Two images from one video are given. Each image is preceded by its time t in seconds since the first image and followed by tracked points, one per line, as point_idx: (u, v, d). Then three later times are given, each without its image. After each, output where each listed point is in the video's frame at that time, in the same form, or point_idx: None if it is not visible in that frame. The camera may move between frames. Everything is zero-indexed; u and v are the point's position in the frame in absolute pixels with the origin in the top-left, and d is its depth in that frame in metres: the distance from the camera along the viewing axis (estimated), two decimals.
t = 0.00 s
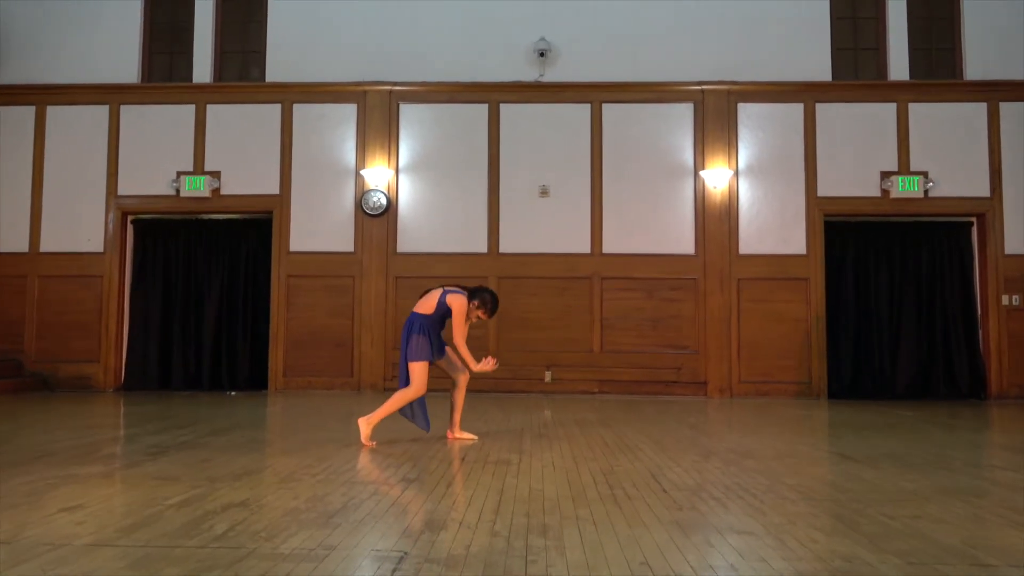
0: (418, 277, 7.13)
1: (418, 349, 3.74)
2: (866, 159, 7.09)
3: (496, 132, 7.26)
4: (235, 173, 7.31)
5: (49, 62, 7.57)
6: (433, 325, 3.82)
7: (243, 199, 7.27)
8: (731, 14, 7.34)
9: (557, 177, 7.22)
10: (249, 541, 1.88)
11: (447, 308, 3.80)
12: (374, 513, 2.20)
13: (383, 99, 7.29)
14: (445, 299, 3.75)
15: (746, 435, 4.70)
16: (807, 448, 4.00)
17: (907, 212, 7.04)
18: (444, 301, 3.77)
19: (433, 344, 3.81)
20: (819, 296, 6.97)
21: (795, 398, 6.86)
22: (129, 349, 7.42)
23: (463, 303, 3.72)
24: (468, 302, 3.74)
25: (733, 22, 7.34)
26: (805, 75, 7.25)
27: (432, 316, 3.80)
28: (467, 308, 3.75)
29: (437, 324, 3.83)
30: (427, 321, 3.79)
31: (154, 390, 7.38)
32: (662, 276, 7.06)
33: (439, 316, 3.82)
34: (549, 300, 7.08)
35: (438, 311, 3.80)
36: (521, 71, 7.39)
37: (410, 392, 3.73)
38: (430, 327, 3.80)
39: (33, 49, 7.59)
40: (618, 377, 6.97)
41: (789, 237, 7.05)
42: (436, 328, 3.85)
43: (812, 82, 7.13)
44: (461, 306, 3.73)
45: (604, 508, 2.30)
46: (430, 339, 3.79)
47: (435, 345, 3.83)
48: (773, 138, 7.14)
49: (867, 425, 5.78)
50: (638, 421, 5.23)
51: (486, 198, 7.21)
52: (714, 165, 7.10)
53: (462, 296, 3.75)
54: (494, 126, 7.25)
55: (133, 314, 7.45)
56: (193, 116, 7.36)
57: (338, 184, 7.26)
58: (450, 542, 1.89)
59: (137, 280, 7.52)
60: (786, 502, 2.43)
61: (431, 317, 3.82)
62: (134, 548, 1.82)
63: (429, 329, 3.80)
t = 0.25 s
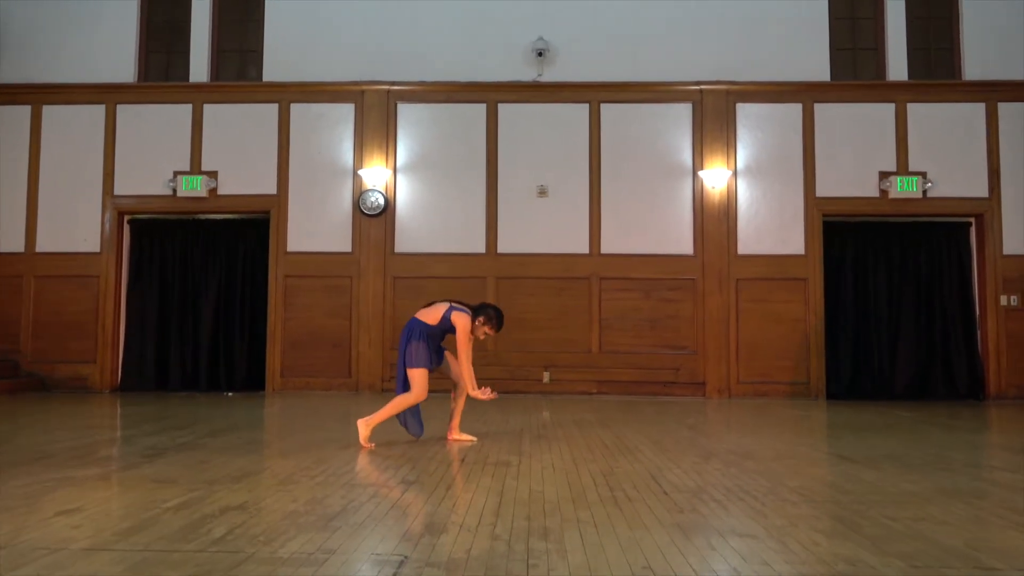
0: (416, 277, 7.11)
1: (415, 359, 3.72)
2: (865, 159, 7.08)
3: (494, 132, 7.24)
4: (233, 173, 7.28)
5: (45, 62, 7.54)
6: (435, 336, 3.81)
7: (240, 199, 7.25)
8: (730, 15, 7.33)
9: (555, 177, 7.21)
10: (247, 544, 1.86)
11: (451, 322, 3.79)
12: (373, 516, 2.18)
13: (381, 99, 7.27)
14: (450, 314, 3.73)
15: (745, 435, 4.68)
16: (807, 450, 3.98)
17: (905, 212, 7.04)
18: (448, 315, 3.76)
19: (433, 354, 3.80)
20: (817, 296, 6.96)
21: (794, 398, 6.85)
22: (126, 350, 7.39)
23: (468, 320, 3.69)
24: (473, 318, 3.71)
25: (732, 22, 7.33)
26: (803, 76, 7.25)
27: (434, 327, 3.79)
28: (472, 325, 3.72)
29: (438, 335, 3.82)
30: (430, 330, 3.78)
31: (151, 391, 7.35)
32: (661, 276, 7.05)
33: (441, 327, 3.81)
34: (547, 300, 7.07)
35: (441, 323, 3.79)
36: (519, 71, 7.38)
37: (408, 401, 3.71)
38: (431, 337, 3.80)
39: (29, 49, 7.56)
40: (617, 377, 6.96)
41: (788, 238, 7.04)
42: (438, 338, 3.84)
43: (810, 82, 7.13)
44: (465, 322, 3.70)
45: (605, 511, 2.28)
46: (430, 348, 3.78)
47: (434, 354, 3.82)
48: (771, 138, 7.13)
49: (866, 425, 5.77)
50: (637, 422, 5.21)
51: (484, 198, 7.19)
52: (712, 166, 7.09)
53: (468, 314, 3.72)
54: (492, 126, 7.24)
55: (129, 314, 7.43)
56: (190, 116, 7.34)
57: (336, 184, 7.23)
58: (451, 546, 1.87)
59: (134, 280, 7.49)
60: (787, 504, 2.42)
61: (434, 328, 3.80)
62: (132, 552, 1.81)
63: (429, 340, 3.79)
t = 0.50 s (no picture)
0: (415, 278, 7.19)
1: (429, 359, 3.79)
2: (859, 162, 7.18)
3: (493, 134, 7.32)
4: (234, 175, 7.36)
5: (48, 65, 7.60)
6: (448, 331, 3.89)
7: (241, 201, 7.32)
8: (726, 19, 7.43)
9: (554, 179, 7.29)
10: (261, 533, 1.94)
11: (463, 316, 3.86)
12: (380, 507, 2.26)
13: (381, 102, 7.35)
14: (462, 307, 3.81)
15: (741, 433, 4.77)
16: (801, 447, 4.07)
17: (899, 214, 7.13)
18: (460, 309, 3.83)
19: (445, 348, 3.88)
20: (812, 297, 7.05)
21: (789, 398, 6.94)
22: (128, 351, 7.45)
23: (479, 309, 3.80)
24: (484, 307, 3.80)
25: (728, 27, 7.43)
26: (798, 79, 7.34)
27: (448, 323, 3.87)
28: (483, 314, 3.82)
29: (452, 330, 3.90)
30: (443, 327, 3.86)
31: (152, 391, 7.42)
32: (658, 277, 7.13)
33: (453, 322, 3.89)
34: (546, 301, 7.15)
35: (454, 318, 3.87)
36: (517, 74, 7.47)
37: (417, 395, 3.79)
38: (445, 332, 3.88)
39: (32, 52, 7.63)
40: (614, 377, 7.04)
41: (783, 239, 7.13)
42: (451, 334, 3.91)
43: (805, 85, 7.22)
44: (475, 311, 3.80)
45: (604, 503, 2.36)
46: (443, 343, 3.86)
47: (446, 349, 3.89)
48: (767, 141, 7.23)
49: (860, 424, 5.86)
50: (635, 421, 5.29)
51: (483, 199, 7.27)
52: (709, 168, 7.18)
53: (478, 304, 3.82)
54: (490, 129, 7.32)
55: (131, 315, 7.49)
56: (192, 118, 7.41)
57: (337, 186, 7.31)
58: (456, 534, 1.95)
59: (136, 281, 7.55)
60: (779, 497, 2.50)
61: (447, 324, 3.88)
62: (151, 540, 1.89)
63: (443, 336, 3.87)
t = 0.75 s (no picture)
0: (415, 280, 7.31)
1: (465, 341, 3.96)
2: (852, 166, 7.31)
3: (492, 138, 7.45)
4: (237, 178, 7.47)
5: (53, 70, 7.71)
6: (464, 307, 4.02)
7: (244, 204, 7.43)
8: (721, 25, 7.56)
9: (552, 182, 7.41)
10: (279, 519, 2.06)
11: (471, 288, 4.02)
12: (389, 496, 2.38)
13: (382, 107, 7.47)
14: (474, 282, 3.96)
15: (735, 431, 4.89)
16: (794, 443, 4.18)
17: (890, 217, 7.27)
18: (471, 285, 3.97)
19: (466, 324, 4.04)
20: (806, 299, 7.18)
21: (783, 397, 7.06)
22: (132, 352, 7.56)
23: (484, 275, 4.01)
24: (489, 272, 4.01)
25: (723, 33, 7.56)
26: (792, 85, 7.48)
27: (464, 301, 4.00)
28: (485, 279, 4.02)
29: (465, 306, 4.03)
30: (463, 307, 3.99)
31: (156, 391, 7.52)
32: (654, 279, 7.26)
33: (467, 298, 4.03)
34: (544, 302, 7.27)
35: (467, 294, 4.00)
36: (516, 79, 7.59)
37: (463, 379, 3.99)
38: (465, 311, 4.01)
39: (38, 57, 7.74)
40: (612, 377, 7.16)
41: (777, 242, 7.27)
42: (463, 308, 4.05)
43: (799, 91, 7.36)
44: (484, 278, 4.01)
45: (602, 492, 2.48)
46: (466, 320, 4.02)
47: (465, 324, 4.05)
48: (761, 145, 7.36)
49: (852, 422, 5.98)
50: (632, 419, 5.40)
51: (482, 202, 7.39)
52: (704, 172, 7.31)
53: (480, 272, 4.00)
54: (490, 133, 7.45)
55: (135, 316, 7.60)
56: (196, 122, 7.52)
57: (338, 189, 7.43)
58: (463, 519, 2.07)
59: (140, 283, 7.66)
60: (769, 487, 2.62)
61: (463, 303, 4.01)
62: (176, 524, 2.00)
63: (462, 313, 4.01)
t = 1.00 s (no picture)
0: (414, 283, 7.41)
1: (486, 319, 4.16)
2: (843, 170, 7.44)
3: (490, 143, 7.56)
4: (238, 182, 7.58)
5: (56, 75, 7.82)
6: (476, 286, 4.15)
7: (245, 207, 7.54)
8: (714, 31, 7.68)
9: (549, 186, 7.53)
10: (287, 509, 2.17)
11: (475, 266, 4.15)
12: (391, 488, 2.49)
13: (381, 112, 7.58)
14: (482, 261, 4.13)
15: (726, 429, 5.00)
16: (782, 440, 4.30)
17: (881, 220, 7.40)
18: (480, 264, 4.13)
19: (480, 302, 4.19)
20: (798, 300, 7.30)
21: (776, 398, 7.18)
22: (134, 353, 7.65)
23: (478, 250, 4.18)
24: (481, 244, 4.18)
25: (717, 39, 7.68)
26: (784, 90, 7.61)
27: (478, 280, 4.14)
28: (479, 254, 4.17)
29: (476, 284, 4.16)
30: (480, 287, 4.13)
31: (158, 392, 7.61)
32: (649, 281, 7.37)
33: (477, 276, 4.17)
34: (540, 304, 7.38)
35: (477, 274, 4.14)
36: (513, 84, 7.71)
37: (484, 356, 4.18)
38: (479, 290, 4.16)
39: (41, 62, 7.84)
40: (607, 377, 7.27)
41: (770, 245, 7.39)
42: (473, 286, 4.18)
43: (791, 96, 7.48)
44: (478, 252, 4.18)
45: (594, 485, 2.60)
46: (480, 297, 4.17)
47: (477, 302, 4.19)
48: (754, 150, 7.48)
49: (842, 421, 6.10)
50: (626, 418, 5.52)
51: (480, 206, 7.50)
52: (698, 175, 7.44)
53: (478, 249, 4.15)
54: (487, 138, 7.56)
55: (137, 318, 7.70)
56: (197, 127, 7.63)
57: (338, 192, 7.54)
58: (461, 509, 2.19)
59: (142, 285, 7.76)
60: (755, 480, 2.74)
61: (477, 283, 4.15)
62: (189, 514, 2.12)
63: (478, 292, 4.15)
